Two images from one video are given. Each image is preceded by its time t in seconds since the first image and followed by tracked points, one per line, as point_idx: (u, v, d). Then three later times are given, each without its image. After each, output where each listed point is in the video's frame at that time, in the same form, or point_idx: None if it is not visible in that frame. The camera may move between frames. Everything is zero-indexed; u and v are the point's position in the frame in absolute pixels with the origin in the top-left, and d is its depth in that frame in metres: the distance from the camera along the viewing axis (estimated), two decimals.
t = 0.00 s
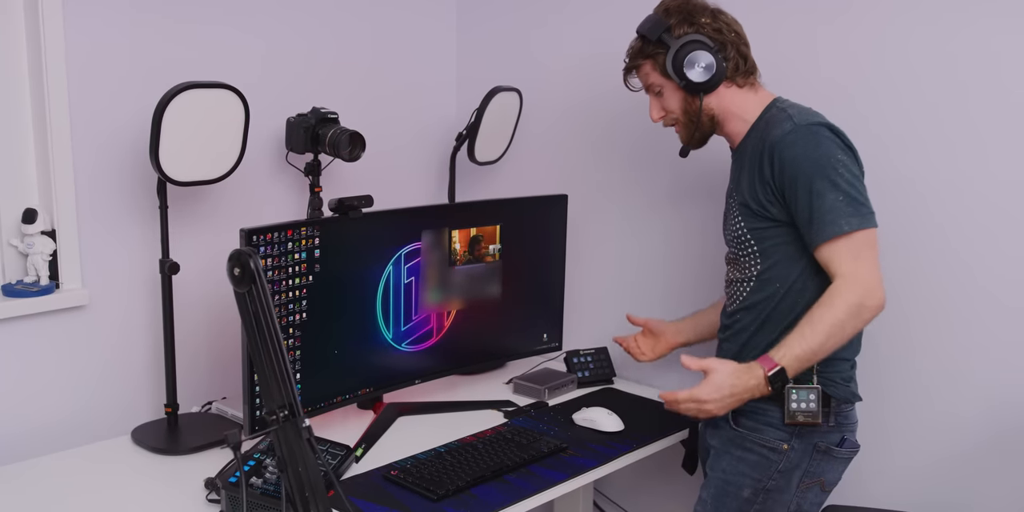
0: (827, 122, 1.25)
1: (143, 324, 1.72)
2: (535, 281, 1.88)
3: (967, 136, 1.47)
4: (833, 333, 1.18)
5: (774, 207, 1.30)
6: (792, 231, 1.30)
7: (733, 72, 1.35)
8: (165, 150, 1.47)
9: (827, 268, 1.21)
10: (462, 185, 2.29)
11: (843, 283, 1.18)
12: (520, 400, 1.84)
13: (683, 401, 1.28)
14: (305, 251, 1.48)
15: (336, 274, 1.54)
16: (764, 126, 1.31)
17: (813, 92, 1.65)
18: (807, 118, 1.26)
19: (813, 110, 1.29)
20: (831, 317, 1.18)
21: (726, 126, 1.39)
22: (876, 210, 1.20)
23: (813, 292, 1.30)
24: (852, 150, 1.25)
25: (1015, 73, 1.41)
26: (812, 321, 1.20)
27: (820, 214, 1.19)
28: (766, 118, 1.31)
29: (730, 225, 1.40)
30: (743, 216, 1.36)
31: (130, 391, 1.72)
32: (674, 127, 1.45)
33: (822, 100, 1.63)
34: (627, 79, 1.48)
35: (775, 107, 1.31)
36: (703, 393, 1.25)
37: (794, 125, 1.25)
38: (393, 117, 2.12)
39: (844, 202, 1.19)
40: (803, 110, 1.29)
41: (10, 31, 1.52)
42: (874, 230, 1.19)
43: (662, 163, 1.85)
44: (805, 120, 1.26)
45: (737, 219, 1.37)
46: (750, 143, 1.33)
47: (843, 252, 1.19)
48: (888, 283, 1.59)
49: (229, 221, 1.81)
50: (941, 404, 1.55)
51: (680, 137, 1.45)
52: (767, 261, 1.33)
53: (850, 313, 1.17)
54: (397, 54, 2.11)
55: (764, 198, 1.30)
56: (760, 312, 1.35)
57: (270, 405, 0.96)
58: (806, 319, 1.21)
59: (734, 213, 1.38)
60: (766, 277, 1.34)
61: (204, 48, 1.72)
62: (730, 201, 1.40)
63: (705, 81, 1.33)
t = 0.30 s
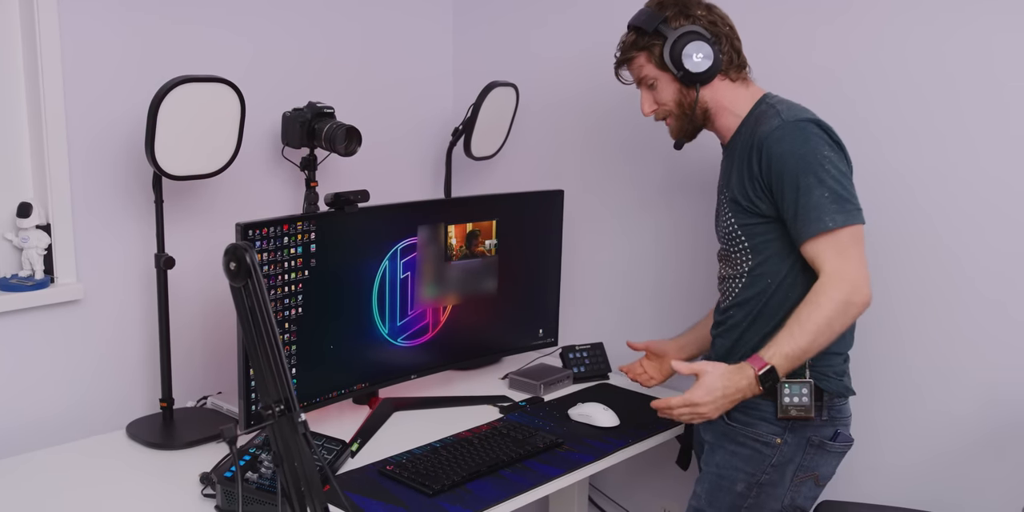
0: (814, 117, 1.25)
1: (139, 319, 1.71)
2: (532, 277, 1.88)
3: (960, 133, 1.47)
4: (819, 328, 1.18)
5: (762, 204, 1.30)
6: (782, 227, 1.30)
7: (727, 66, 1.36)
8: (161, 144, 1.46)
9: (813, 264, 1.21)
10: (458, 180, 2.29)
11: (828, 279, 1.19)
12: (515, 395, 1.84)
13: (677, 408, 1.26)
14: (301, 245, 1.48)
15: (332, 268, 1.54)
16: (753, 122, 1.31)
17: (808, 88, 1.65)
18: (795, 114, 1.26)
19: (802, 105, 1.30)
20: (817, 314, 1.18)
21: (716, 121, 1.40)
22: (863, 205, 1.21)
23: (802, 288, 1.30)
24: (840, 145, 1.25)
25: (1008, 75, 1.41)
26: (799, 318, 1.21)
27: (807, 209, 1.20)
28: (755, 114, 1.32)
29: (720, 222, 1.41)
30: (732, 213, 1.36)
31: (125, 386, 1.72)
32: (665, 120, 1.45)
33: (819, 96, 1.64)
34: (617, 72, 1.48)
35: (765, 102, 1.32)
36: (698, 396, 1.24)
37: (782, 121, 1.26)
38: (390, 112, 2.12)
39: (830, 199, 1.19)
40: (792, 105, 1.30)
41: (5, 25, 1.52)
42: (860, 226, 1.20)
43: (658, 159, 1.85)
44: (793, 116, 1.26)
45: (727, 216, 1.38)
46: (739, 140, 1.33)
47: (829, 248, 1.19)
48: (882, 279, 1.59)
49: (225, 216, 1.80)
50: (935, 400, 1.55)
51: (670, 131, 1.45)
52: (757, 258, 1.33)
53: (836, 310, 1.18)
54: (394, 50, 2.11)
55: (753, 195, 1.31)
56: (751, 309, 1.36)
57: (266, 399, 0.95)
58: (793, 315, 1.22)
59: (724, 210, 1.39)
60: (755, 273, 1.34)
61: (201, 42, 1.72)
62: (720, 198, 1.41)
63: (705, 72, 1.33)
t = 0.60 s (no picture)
0: (815, 114, 1.25)
1: (138, 319, 1.71)
2: (532, 279, 1.88)
3: (960, 133, 1.47)
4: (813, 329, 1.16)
5: (761, 202, 1.30)
6: (781, 225, 1.30)
7: (723, 66, 1.35)
8: (160, 144, 1.46)
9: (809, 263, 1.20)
10: (459, 180, 2.29)
11: (824, 278, 1.17)
12: (516, 395, 1.84)
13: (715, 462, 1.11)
14: (301, 246, 1.48)
15: (333, 268, 1.53)
16: (753, 119, 1.31)
17: (808, 88, 1.65)
18: (795, 112, 1.26)
19: (802, 103, 1.29)
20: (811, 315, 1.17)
21: (711, 122, 1.39)
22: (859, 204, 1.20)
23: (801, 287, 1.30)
24: (839, 143, 1.24)
25: (1008, 74, 1.41)
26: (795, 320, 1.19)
27: (805, 207, 1.19)
28: (755, 112, 1.31)
29: (719, 221, 1.40)
30: (731, 211, 1.36)
31: (125, 387, 1.71)
32: (661, 119, 1.45)
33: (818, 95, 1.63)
34: (613, 69, 1.48)
35: (763, 100, 1.32)
36: (728, 440, 1.11)
37: (782, 118, 1.25)
38: (390, 112, 2.11)
39: (828, 196, 1.18)
40: (792, 103, 1.29)
41: (4, 26, 1.51)
42: (855, 225, 1.19)
43: (658, 159, 1.85)
44: (793, 113, 1.26)
45: (726, 215, 1.38)
46: (738, 137, 1.33)
47: (826, 247, 1.19)
48: (882, 279, 1.59)
49: (224, 216, 1.80)
50: (935, 400, 1.55)
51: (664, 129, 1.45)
52: (756, 257, 1.33)
53: (831, 313, 1.16)
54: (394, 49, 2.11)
55: (752, 192, 1.31)
56: (750, 308, 1.36)
57: (266, 400, 0.95)
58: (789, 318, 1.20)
59: (722, 208, 1.39)
60: (754, 272, 1.34)
61: (199, 42, 1.71)
62: (719, 196, 1.40)
63: (699, 71, 1.33)
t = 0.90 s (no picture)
0: (812, 116, 1.25)
1: (140, 321, 1.71)
2: (533, 281, 1.88)
3: (962, 136, 1.47)
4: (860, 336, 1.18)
5: (761, 205, 1.29)
6: (780, 227, 1.29)
7: (722, 65, 1.35)
8: (163, 147, 1.46)
9: (828, 269, 1.20)
10: (460, 182, 2.29)
11: (849, 282, 1.18)
12: (518, 398, 1.84)
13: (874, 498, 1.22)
14: (302, 247, 1.48)
15: (334, 270, 1.53)
16: (749, 122, 1.30)
17: (811, 90, 1.64)
18: (793, 114, 1.25)
19: (798, 105, 1.29)
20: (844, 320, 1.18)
21: (710, 121, 1.39)
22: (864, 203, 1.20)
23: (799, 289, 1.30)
24: (838, 144, 1.24)
25: (1011, 77, 1.40)
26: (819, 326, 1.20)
27: (813, 210, 1.19)
28: (752, 114, 1.31)
29: (717, 222, 1.40)
30: (730, 213, 1.36)
31: (127, 389, 1.71)
32: (657, 118, 1.45)
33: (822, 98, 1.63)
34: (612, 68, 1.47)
35: (759, 103, 1.31)
36: (872, 475, 1.22)
37: (780, 121, 1.25)
38: (392, 114, 2.11)
39: (835, 197, 1.18)
40: (789, 105, 1.29)
41: (6, 27, 1.51)
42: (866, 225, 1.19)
43: (660, 161, 1.84)
44: (791, 116, 1.25)
45: (724, 217, 1.37)
46: (736, 139, 1.33)
47: (840, 248, 1.19)
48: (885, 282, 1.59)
49: (227, 219, 1.80)
50: (939, 404, 1.54)
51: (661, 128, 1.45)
52: (755, 259, 1.33)
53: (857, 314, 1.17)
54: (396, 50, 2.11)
55: (751, 195, 1.30)
56: (747, 309, 1.35)
57: (267, 403, 0.94)
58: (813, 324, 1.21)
59: (720, 210, 1.38)
60: (752, 274, 1.33)
61: (202, 44, 1.71)
62: (716, 198, 1.40)
63: (697, 71, 1.33)
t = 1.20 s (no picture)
0: (813, 119, 1.24)
1: (145, 323, 1.71)
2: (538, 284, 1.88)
3: (967, 139, 1.47)
4: (842, 339, 1.16)
5: (761, 207, 1.29)
6: (781, 229, 1.29)
7: (722, 72, 1.33)
8: (168, 150, 1.46)
9: (822, 270, 1.19)
10: (465, 184, 2.29)
11: (841, 285, 1.17)
12: (522, 400, 1.84)
13: (795, 498, 1.18)
14: (307, 250, 1.48)
15: (339, 273, 1.53)
16: (751, 124, 1.30)
17: (817, 93, 1.64)
18: (793, 116, 1.25)
19: (800, 108, 1.28)
20: (833, 324, 1.17)
21: (718, 125, 1.39)
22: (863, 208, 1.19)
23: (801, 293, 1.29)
24: (839, 148, 1.24)
25: (1018, 78, 1.40)
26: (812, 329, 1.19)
27: (809, 212, 1.19)
28: (754, 116, 1.31)
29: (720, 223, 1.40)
30: (732, 214, 1.35)
31: (131, 391, 1.72)
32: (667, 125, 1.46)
33: (826, 101, 1.63)
34: (620, 79, 1.49)
35: (764, 105, 1.31)
36: (800, 475, 1.18)
37: (781, 123, 1.25)
38: (397, 116, 2.12)
39: (833, 201, 1.18)
40: (791, 107, 1.29)
41: (12, 30, 1.52)
42: (862, 230, 1.18)
43: (665, 164, 1.84)
44: (792, 118, 1.25)
45: (726, 217, 1.37)
46: (739, 141, 1.33)
47: (834, 252, 1.18)
48: (890, 286, 1.58)
49: (232, 221, 1.80)
50: (945, 408, 1.54)
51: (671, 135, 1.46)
52: (756, 261, 1.32)
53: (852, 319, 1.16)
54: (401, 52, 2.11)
55: (751, 197, 1.30)
56: (749, 311, 1.35)
57: (271, 405, 0.94)
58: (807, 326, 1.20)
59: (723, 212, 1.38)
60: (754, 276, 1.33)
61: (208, 46, 1.72)
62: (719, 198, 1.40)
63: (693, 84, 1.33)
